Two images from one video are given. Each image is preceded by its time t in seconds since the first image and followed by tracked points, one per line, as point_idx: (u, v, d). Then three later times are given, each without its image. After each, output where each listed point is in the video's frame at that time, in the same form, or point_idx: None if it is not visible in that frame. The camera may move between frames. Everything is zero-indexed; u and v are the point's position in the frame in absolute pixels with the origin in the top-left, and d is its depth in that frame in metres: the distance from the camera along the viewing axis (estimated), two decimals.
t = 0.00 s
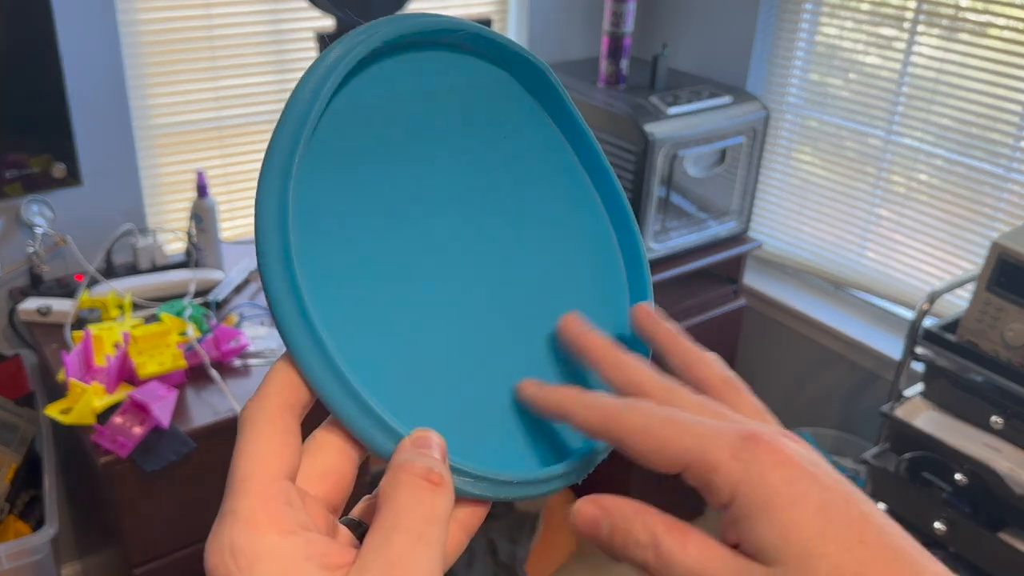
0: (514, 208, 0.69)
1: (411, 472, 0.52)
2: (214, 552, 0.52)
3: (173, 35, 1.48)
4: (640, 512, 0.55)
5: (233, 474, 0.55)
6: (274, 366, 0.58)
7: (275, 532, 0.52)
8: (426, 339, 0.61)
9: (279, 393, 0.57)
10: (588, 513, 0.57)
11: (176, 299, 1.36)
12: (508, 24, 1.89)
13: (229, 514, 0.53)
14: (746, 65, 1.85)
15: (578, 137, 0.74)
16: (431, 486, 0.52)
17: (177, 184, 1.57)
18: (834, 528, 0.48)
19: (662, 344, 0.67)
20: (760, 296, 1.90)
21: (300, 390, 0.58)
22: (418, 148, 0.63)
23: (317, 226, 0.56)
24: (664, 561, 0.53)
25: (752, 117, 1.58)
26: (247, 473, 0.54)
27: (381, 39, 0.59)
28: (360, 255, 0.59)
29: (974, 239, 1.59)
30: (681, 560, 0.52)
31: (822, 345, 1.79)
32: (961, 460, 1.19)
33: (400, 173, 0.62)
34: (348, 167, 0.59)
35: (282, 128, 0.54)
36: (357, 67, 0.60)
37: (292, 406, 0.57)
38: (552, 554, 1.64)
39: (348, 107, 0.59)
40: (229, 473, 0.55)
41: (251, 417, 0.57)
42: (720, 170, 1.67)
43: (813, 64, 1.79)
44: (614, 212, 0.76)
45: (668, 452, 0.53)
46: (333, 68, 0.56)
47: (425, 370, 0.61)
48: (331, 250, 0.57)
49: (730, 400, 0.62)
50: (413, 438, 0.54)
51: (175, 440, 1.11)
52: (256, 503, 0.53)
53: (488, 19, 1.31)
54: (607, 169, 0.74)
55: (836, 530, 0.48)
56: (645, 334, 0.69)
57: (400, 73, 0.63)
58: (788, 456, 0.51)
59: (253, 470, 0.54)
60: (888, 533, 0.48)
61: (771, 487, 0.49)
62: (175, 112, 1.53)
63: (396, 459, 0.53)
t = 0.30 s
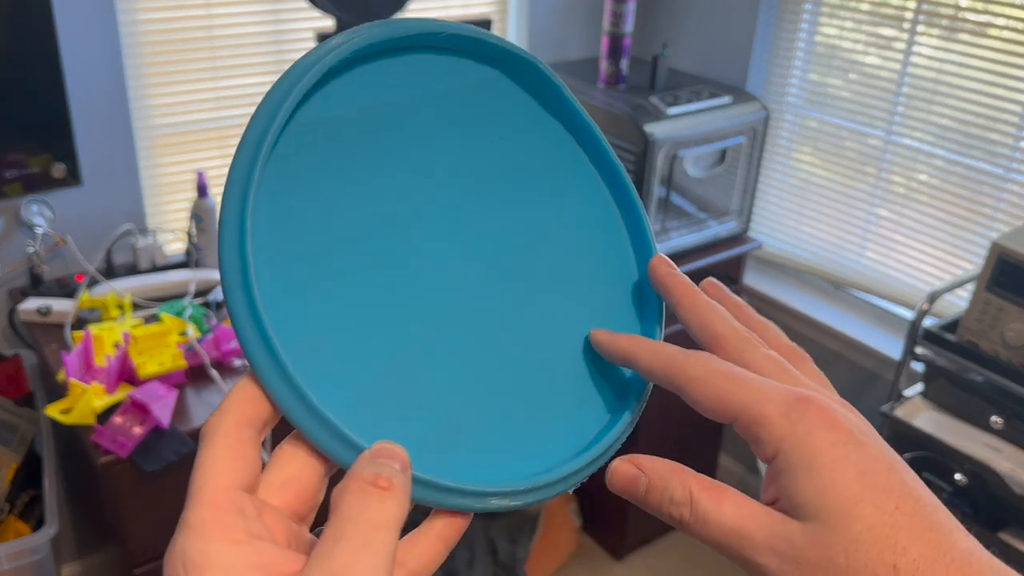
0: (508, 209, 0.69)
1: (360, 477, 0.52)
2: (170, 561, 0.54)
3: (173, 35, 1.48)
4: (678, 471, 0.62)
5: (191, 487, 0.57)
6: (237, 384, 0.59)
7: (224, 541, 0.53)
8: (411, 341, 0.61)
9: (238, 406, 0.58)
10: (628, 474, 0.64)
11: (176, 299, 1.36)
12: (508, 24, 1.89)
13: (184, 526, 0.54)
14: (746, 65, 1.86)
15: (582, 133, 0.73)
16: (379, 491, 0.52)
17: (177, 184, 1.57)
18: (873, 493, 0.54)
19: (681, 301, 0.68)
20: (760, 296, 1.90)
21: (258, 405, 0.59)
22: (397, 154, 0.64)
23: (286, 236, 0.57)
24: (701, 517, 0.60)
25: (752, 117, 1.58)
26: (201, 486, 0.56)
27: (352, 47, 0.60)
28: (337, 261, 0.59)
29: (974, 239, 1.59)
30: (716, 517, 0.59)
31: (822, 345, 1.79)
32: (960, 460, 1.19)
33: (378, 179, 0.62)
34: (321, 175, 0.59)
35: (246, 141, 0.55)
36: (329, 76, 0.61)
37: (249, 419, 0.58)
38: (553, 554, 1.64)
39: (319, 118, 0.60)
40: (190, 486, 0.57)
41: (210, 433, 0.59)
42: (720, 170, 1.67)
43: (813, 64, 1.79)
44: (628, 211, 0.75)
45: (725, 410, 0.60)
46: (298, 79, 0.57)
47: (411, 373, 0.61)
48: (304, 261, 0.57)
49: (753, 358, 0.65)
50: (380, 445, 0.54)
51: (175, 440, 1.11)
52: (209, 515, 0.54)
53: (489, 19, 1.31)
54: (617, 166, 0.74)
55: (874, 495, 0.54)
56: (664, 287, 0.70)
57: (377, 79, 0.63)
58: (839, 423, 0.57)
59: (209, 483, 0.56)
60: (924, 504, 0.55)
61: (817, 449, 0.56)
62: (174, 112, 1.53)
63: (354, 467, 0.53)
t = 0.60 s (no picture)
0: (538, 222, 0.67)
1: (384, 497, 0.50)
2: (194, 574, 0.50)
3: (174, 35, 1.48)
4: (596, 496, 0.55)
5: (219, 499, 0.53)
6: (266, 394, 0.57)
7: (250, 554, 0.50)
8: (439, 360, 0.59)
9: (269, 414, 0.56)
10: (543, 509, 0.56)
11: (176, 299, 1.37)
12: (508, 24, 1.90)
13: (209, 541, 0.51)
14: (746, 65, 1.86)
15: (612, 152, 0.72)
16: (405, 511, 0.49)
17: (177, 184, 1.57)
18: (791, 508, 0.48)
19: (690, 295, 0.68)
20: (760, 296, 1.90)
21: (286, 414, 0.56)
22: (434, 164, 0.61)
23: (323, 244, 0.54)
24: (629, 545, 0.54)
25: (752, 117, 1.58)
26: (229, 498, 0.52)
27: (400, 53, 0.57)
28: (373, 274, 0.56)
29: (974, 239, 1.59)
30: (643, 540, 0.53)
31: (822, 345, 1.79)
32: (960, 459, 1.19)
33: (416, 190, 0.60)
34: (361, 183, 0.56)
35: (288, 144, 0.52)
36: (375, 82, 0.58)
37: (278, 430, 0.55)
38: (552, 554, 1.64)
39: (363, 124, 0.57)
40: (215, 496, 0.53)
41: (238, 443, 0.55)
42: (720, 170, 1.67)
43: (813, 64, 1.79)
44: (653, 235, 0.74)
45: (628, 426, 0.52)
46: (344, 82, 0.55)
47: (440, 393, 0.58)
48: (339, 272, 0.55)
49: (650, 352, 0.57)
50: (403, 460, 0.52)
51: (175, 440, 1.11)
52: (237, 527, 0.51)
53: (489, 19, 1.31)
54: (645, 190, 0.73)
55: (792, 510, 0.48)
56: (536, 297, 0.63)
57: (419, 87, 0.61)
58: (744, 433, 0.49)
59: (238, 493, 0.52)
60: (847, 500, 0.49)
61: (723, 469, 0.49)
62: (173, 112, 1.52)
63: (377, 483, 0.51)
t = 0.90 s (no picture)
0: (541, 222, 0.70)
1: (424, 513, 0.52)
2: None
3: (171, 35, 1.48)
4: (563, 458, 0.55)
5: (247, 502, 0.53)
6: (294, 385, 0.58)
7: (286, 566, 0.50)
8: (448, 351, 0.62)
9: (299, 415, 0.56)
10: (513, 457, 0.56)
11: (175, 299, 1.36)
12: (508, 24, 1.89)
13: (242, 545, 0.51)
14: (746, 65, 1.85)
15: (616, 158, 0.74)
16: (445, 531, 0.52)
17: (177, 184, 1.57)
18: (749, 473, 0.50)
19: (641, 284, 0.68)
20: (761, 296, 1.89)
21: (320, 414, 0.57)
22: (457, 161, 0.63)
23: (357, 239, 0.56)
24: (589, 512, 0.54)
25: (752, 116, 1.57)
26: (262, 502, 0.53)
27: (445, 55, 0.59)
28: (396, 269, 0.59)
29: (975, 239, 1.59)
30: (605, 509, 0.53)
31: (822, 344, 1.79)
32: (960, 460, 1.18)
33: (438, 187, 0.62)
34: (391, 179, 0.59)
35: (334, 139, 0.54)
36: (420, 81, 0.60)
37: (308, 431, 0.56)
38: (553, 555, 1.64)
39: (401, 121, 0.59)
40: (244, 494, 0.54)
41: (268, 441, 0.56)
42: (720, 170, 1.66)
43: (813, 64, 1.78)
44: (646, 248, 0.77)
45: (576, 409, 0.52)
46: (393, 81, 0.56)
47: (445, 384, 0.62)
48: (369, 267, 0.57)
49: (588, 334, 0.58)
50: (428, 471, 0.55)
51: (174, 440, 1.11)
52: (272, 537, 0.51)
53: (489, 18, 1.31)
54: (644, 199, 0.76)
55: (749, 475, 0.50)
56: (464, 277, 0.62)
57: (452, 85, 0.63)
58: (693, 404, 0.51)
59: (270, 496, 0.53)
60: (805, 461, 0.51)
61: (678, 441, 0.50)
62: (172, 112, 1.52)
63: (408, 494, 0.54)
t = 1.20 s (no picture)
0: (545, 222, 0.70)
1: (438, 519, 0.53)
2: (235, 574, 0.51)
3: (171, 35, 1.48)
4: (553, 448, 0.55)
5: (261, 497, 0.53)
6: (310, 373, 0.57)
7: (301, 568, 0.50)
8: (456, 344, 0.62)
9: (316, 408, 0.56)
10: (503, 452, 0.57)
11: (175, 299, 1.36)
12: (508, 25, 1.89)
13: (256, 543, 0.51)
14: (746, 65, 1.85)
15: (618, 156, 0.74)
16: (456, 536, 0.53)
17: (177, 184, 1.57)
18: (750, 444, 0.50)
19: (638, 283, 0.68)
20: (761, 296, 1.89)
21: (335, 408, 0.56)
22: (472, 153, 0.63)
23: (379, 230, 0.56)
24: (585, 499, 0.54)
25: (752, 116, 1.57)
26: (278, 500, 0.52)
27: (475, 43, 0.58)
28: (414, 261, 0.59)
29: (975, 239, 1.59)
30: (601, 496, 0.54)
31: (822, 345, 1.78)
32: (960, 460, 1.18)
33: (451, 179, 0.62)
34: (411, 169, 0.58)
35: (364, 127, 0.53)
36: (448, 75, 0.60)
37: (325, 427, 0.56)
38: (553, 555, 1.64)
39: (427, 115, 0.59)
40: (258, 489, 0.54)
41: (284, 436, 0.55)
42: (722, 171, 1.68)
43: (813, 64, 1.78)
44: (637, 254, 0.77)
45: (574, 366, 0.53)
46: (424, 71, 0.56)
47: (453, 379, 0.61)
48: (388, 256, 0.56)
49: (592, 300, 0.58)
50: (438, 471, 0.55)
51: (174, 440, 1.10)
52: (289, 537, 0.51)
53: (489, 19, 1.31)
54: (636, 195, 0.75)
55: (749, 446, 0.50)
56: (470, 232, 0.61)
57: (472, 74, 0.62)
58: (695, 376, 0.52)
59: (286, 495, 0.53)
60: (807, 432, 0.51)
61: (678, 411, 0.51)
62: (172, 112, 1.52)
63: (416, 497, 0.54)
